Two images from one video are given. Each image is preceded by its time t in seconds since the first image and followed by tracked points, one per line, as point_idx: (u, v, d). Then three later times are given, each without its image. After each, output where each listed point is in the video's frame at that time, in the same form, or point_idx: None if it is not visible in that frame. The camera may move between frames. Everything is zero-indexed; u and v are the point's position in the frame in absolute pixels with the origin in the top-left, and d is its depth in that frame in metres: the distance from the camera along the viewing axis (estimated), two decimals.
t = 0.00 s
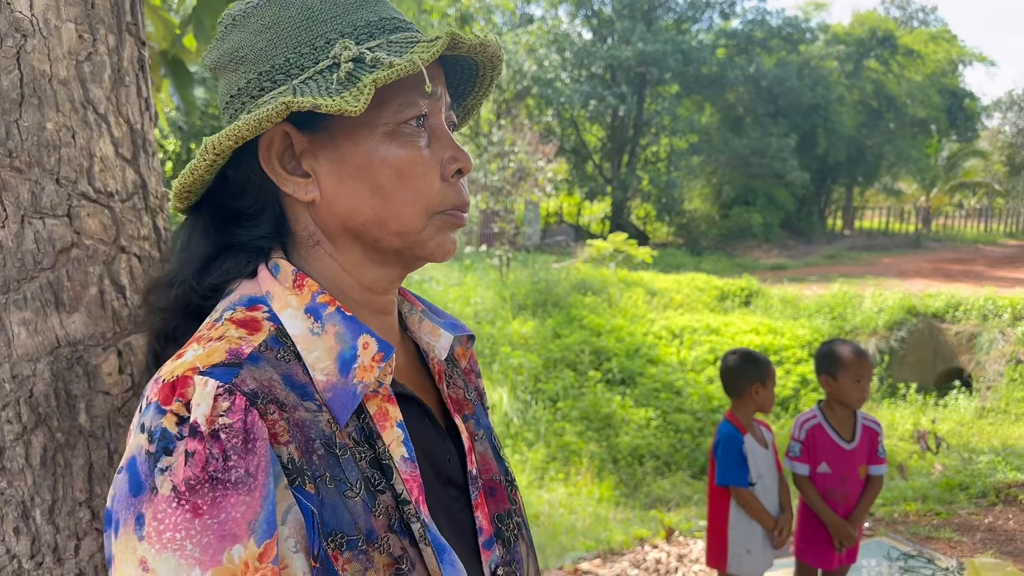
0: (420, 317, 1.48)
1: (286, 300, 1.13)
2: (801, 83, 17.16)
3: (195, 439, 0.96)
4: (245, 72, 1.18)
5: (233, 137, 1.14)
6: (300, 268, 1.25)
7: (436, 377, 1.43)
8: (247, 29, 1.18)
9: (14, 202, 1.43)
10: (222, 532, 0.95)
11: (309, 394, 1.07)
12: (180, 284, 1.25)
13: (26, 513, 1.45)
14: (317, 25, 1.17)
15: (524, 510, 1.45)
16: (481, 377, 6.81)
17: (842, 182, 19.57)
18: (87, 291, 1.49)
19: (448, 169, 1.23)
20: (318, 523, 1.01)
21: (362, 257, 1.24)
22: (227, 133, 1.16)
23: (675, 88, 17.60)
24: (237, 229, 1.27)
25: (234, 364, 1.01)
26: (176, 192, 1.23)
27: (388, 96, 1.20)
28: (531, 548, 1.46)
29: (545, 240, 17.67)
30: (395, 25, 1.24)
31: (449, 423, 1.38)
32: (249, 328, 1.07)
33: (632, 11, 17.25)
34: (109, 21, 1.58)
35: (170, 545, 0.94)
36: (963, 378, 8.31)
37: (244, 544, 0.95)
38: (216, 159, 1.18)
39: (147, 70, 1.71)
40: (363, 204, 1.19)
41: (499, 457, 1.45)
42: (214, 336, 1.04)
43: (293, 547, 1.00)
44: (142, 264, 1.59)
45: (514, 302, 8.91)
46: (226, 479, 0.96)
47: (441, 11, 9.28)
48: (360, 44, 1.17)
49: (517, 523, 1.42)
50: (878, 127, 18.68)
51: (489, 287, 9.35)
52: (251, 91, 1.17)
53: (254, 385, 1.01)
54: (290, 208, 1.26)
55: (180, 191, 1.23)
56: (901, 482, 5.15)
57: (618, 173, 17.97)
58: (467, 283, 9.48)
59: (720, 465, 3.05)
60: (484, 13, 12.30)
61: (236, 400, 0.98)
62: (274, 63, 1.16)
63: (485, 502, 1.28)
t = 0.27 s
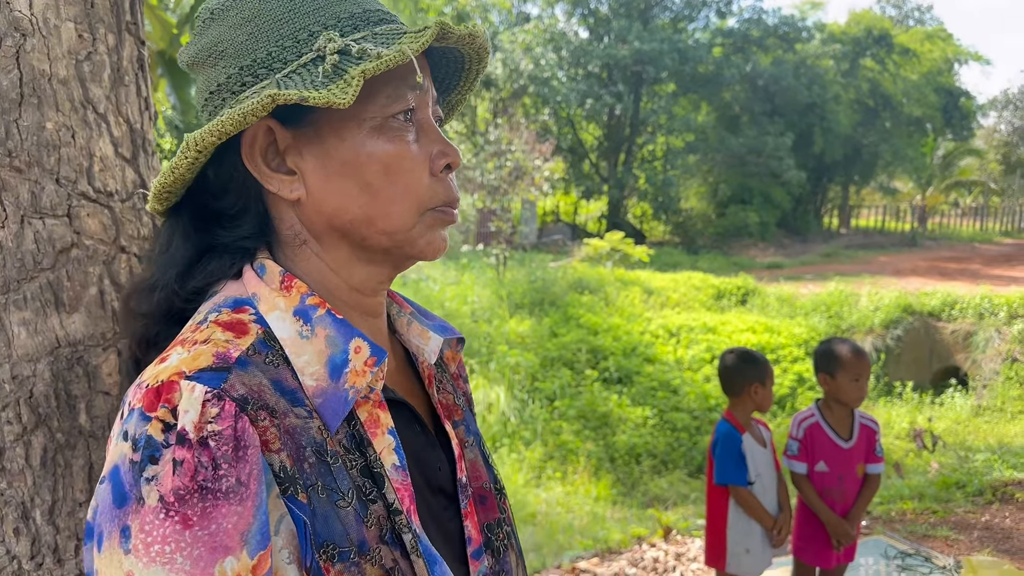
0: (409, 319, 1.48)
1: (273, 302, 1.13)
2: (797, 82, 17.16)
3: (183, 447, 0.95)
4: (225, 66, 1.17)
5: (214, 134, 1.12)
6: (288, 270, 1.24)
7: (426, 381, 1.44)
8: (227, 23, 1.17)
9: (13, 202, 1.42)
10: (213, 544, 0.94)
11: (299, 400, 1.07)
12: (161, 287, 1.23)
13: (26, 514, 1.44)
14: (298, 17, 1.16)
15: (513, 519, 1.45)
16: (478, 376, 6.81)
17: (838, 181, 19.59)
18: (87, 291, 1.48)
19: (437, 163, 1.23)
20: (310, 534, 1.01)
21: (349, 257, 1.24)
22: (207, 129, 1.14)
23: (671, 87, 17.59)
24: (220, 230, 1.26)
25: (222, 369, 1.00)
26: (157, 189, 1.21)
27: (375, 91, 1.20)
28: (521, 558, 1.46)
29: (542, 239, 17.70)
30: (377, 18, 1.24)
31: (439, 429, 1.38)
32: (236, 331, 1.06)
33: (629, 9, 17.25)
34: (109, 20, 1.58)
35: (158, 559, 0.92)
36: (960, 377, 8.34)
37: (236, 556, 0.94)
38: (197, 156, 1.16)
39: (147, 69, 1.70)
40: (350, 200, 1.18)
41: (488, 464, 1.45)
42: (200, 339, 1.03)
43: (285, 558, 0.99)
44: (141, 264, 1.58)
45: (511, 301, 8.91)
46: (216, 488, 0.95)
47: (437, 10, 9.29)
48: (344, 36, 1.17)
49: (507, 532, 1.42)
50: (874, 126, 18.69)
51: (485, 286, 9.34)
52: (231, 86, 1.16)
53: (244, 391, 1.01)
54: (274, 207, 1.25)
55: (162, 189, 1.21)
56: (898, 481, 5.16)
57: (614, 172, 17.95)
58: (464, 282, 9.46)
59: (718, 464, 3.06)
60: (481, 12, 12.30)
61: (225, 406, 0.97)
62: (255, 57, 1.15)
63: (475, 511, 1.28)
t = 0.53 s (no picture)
0: (380, 322, 1.47)
1: (233, 304, 1.10)
2: (793, 81, 17.19)
3: (133, 461, 0.92)
4: (193, 52, 1.13)
5: (176, 124, 1.09)
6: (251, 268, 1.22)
7: (396, 386, 1.42)
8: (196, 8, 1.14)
9: (11, 201, 1.42)
10: (163, 562, 0.91)
11: (258, 408, 1.04)
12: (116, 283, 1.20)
13: (25, 514, 1.45)
14: (272, 3, 1.13)
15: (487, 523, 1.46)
16: (476, 375, 6.81)
17: (835, 180, 19.60)
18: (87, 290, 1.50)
19: (411, 163, 1.22)
20: (268, 551, 0.99)
21: (317, 257, 1.22)
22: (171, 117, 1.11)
23: (667, 86, 17.60)
24: (180, 224, 1.23)
25: (176, 377, 0.97)
26: (114, 179, 1.18)
27: (350, 85, 1.18)
28: (493, 567, 1.46)
29: (538, 238, 17.72)
30: (355, 10, 1.22)
31: (409, 435, 1.37)
32: (193, 335, 1.03)
33: (625, 9, 17.26)
34: (107, 19, 1.59)
35: None
36: (956, 375, 8.37)
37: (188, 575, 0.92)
38: (158, 146, 1.13)
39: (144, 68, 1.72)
40: (319, 198, 1.16)
41: (461, 471, 1.45)
42: (154, 344, 1.00)
43: None
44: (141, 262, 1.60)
45: (508, 300, 8.91)
46: (166, 505, 0.92)
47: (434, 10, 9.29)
48: (318, 26, 1.14)
49: (479, 541, 1.42)
50: (870, 125, 18.72)
51: (482, 285, 9.33)
52: (197, 73, 1.13)
53: (198, 400, 0.98)
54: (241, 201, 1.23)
55: (119, 179, 1.18)
56: (895, 479, 5.18)
57: (611, 171, 17.96)
58: (461, 280, 9.44)
59: (716, 463, 3.06)
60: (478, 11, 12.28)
61: (178, 417, 0.95)
62: (225, 44, 1.12)
63: (445, 522, 1.29)
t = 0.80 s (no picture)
0: (338, 323, 1.42)
1: (182, 309, 1.05)
2: (791, 80, 17.22)
3: (72, 480, 0.87)
4: (137, 44, 1.05)
5: (130, 119, 1.02)
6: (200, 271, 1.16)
7: (356, 393, 1.37)
8: None
9: (11, 198, 1.56)
10: None
11: (208, 421, 0.99)
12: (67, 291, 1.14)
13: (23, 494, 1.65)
14: None
15: (447, 530, 1.43)
16: (474, 375, 6.84)
17: (833, 179, 19.61)
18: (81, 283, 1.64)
19: (377, 151, 1.16)
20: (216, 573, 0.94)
21: (278, 259, 1.16)
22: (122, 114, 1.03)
23: (666, 85, 17.61)
24: (131, 228, 1.16)
25: (119, 390, 0.92)
26: (61, 185, 1.11)
27: (310, 71, 1.12)
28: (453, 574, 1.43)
29: (537, 238, 17.75)
30: None
31: (367, 444, 1.32)
32: (139, 343, 0.99)
33: (623, 7, 17.27)
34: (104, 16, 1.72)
35: None
36: (954, 374, 8.39)
37: None
38: (111, 146, 1.06)
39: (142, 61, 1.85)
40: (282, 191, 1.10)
41: (420, 477, 1.41)
42: (98, 352, 0.95)
43: None
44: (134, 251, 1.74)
45: (506, 299, 8.91)
46: (106, 525, 0.88)
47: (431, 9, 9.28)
48: (273, 9, 1.07)
49: (437, 551, 1.39)
50: (868, 124, 18.74)
51: (481, 284, 9.33)
52: (145, 66, 1.04)
53: (143, 415, 0.94)
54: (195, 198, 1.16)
55: (66, 187, 1.11)
56: (893, 477, 5.19)
57: (609, 170, 17.98)
58: (459, 279, 9.43)
59: (712, 461, 3.06)
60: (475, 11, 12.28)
61: (120, 433, 0.90)
62: (172, 33, 1.04)
63: (403, 534, 1.25)
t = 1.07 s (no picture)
0: (300, 331, 1.41)
1: (143, 320, 1.04)
2: (790, 79, 17.22)
3: (35, 506, 0.86)
4: (101, 42, 1.02)
5: (105, 124, 0.98)
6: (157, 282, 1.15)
7: (317, 402, 1.36)
8: None
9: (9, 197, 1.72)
10: None
11: (173, 439, 0.98)
12: (25, 306, 1.13)
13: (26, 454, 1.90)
14: None
15: (408, 545, 1.40)
16: (474, 374, 6.86)
17: (831, 178, 19.60)
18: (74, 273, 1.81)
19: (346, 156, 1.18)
20: None
21: (245, 265, 1.17)
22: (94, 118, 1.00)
23: (665, 84, 17.59)
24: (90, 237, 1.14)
25: (82, 410, 0.91)
26: (16, 194, 1.08)
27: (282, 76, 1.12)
28: None
29: (536, 237, 17.78)
30: None
31: (329, 453, 1.32)
32: (100, 358, 0.97)
33: (621, 7, 17.26)
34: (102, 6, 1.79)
35: None
36: (953, 372, 8.40)
37: None
38: (82, 151, 1.02)
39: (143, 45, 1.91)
40: (255, 196, 1.11)
41: (384, 486, 1.39)
42: (56, 367, 0.93)
43: None
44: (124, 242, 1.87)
45: (505, 299, 8.91)
46: (72, 552, 0.87)
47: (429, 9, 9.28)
48: (244, 10, 1.06)
49: (401, 563, 1.37)
50: (866, 123, 18.73)
51: (480, 283, 9.32)
52: (108, 66, 1.02)
53: (108, 434, 0.92)
54: (159, 204, 1.15)
55: (23, 197, 1.08)
56: (892, 475, 5.20)
57: (608, 169, 18.00)
58: (458, 279, 9.41)
59: (711, 461, 3.06)
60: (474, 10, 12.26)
61: (85, 455, 0.89)
62: (138, 33, 1.02)
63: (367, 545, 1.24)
